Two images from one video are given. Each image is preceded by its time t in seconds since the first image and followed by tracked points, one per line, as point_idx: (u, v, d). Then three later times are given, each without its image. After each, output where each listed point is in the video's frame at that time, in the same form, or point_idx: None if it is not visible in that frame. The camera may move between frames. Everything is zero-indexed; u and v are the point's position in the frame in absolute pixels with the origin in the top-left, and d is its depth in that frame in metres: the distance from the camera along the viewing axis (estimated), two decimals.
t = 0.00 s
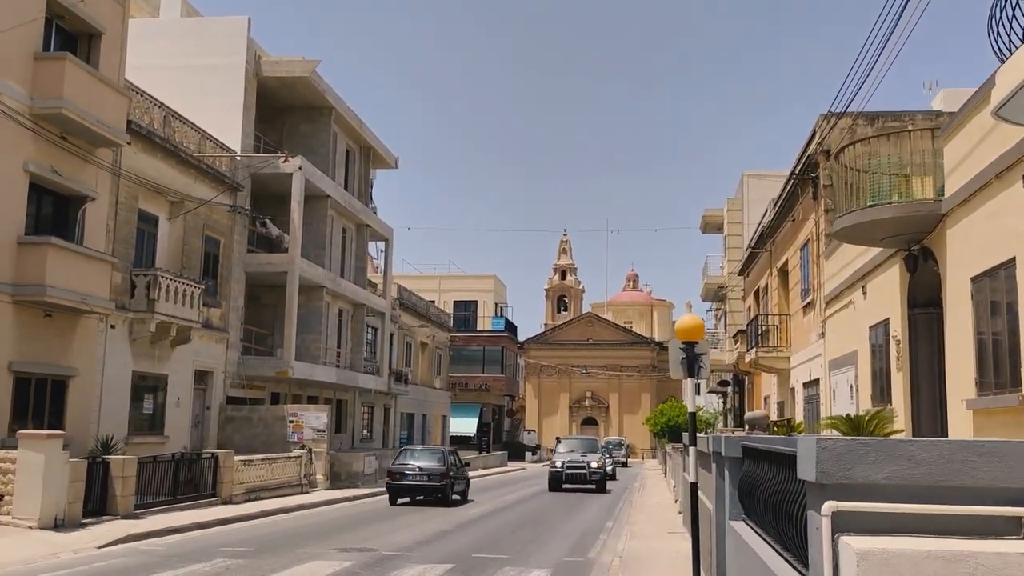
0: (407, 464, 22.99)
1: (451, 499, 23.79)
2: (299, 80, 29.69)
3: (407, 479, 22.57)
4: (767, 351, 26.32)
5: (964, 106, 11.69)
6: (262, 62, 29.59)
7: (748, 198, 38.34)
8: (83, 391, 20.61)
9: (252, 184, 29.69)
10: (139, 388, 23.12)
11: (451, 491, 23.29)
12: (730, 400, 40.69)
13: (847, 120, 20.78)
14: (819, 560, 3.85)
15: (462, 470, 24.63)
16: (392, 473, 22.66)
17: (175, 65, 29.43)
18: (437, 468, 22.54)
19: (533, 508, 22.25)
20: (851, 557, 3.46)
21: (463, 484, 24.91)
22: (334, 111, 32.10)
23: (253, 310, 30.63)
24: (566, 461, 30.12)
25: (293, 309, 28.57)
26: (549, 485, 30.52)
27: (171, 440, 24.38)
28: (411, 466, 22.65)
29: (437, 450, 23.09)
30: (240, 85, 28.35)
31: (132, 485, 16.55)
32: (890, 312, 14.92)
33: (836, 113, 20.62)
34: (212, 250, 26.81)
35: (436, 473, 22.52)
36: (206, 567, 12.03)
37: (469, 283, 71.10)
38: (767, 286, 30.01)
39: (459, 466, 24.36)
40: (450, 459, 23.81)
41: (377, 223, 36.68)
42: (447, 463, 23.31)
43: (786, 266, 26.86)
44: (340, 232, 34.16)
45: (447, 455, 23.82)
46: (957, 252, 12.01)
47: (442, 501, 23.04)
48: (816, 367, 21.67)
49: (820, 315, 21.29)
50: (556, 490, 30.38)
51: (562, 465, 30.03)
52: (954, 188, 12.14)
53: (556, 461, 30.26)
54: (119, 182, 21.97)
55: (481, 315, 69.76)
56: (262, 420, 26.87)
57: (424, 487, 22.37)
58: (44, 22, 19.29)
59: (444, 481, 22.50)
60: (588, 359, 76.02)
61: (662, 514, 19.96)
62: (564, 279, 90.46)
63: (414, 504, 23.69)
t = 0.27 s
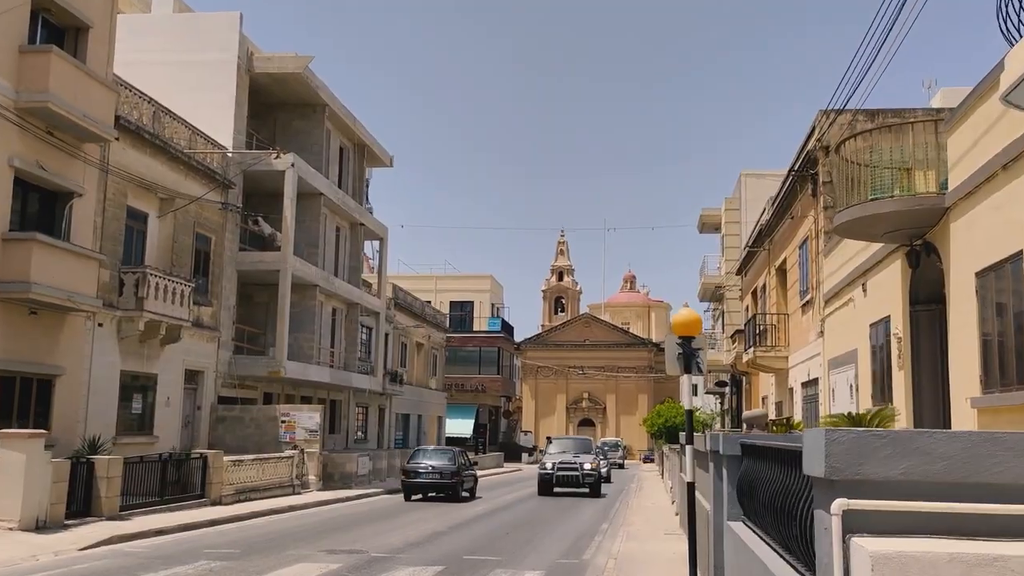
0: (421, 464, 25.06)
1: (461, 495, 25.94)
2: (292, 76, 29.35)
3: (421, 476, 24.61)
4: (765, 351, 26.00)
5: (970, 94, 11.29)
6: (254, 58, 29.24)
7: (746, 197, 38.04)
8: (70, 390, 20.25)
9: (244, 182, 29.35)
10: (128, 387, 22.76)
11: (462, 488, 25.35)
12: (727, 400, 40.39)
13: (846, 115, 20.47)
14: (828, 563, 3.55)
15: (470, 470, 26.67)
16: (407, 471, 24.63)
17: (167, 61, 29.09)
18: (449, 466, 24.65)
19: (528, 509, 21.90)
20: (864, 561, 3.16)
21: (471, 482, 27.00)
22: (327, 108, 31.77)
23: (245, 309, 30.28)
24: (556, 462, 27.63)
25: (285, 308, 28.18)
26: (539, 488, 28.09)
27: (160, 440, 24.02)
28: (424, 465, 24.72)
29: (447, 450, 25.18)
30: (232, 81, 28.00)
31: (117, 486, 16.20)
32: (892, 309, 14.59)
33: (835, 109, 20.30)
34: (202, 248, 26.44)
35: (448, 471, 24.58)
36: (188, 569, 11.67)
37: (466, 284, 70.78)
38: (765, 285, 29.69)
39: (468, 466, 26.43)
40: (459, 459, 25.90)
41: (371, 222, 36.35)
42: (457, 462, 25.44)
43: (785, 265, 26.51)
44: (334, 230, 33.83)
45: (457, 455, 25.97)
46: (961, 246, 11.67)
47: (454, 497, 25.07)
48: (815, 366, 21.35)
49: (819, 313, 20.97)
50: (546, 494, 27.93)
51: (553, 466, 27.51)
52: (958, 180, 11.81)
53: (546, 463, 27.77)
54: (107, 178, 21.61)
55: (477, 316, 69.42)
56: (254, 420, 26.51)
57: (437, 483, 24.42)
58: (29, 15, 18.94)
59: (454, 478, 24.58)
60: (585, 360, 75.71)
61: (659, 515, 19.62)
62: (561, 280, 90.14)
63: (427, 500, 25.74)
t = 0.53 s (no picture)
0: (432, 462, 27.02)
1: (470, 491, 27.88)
2: (284, 71, 29.00)
3: (433, 474, 26.56)
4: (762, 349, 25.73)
5: (974, 83, 10.94)
6: (246, 52, 28.87)
7: (743, 194, 37.73)
8: (56, 389, 19.90)
9: (235, 178, 29.01)
10: (116, 386, 22.39)
11: (470, 485, 27.26)
12: (724, 399, 40.09)
13: (844, 110, 20.19)
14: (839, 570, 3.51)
15: (477, 468, 28.54)
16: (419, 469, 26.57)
17: (157, 55, 28.72)
18: (458, 464, 26.59)
19: (522, 509, 21.57)
20: None
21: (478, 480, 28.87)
22: (320, 103, 31.42)
23: (237, 307, 29.94)
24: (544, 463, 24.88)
25: (277, 306, 27.80)
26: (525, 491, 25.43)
27: (149, 440, 23.66)
28: (436, 464, 26.69)
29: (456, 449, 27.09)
30: (223, 75, 27.63)
31: (102, 487, 15.87)
32: (891, 307, 14.36)
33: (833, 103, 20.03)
34: (193, 244, 26.11)
35: (457, 469, 26.53)
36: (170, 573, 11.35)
37: (461, 282, 70.40)
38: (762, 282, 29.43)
39: (475, 464, 28.34)
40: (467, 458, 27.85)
41: (365, 219, 36.01)
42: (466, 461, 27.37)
43: (782, 262, 26.23)
44: (327, 227, 33.49)
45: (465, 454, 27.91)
46: (964, 243, 11.43)
47: (463, 493, 27.03)
48: (813, 365, 21.08)
49: (817, 311, 20.73)
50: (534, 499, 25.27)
51: (541, 468, 24.75)
52: (960, 174, 11.54)
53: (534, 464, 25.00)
54: (94, 173, 21.25)
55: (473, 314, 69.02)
56: (245, 419, 26.16)
57: (448, 480, 26.37)
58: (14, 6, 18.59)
59: (463, 475, 26.52)
60: (582, 359, 75.39)
61: (654, 516, 19.32)
62: (558, 279, 89.75)
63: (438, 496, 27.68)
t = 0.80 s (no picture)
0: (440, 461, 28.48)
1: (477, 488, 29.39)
2: (276, 67, 28.67)
3: (441, 471, 28.04)
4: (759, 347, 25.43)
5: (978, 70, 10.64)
6: (237, 47, 28.53)
7: (739, 192, 37.46)
8: (41, 387, 19.55)
9: (226, 174, 28.69)
10: (102, 384, 22.04)
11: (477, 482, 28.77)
12: (721, 399, 39.80)
13: (843, 104, 19.91)
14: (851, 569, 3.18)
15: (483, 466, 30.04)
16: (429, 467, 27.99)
17: (147, 50, 28.38)
18: (465, 463, 28.06)
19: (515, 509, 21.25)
20: None
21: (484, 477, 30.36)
22: (312, 99, 31.09)
23: (227, 305, 29.58)
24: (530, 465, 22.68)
25: (268, 302, 27.38)
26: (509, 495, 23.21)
27: (137, 439, 23.29)
28: (444, 462, 28.11)
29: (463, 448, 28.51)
30: (214, 70, 27.30)
31: (84, 486, 15.52)
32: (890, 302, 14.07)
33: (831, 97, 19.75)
34: (182, 241, 25.76)
35: (464, 466, 27.99)
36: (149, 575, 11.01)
37: (457, 282, 70.08)
38: (759, 280, 29.15)
39: (481, 463, 29.83)
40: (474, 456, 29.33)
41: (358, 216, 35.68)
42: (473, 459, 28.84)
43: (779, 260, 25.95)
44: (320, 225, 33.15)
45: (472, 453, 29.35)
46: (966, 235, 11.15)
47: (469, 490, 28.55)
48: (811, 363, 20.78)
49: (814, 309, 20.44)
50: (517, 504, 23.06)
51: (527, 470, 22.53)
52: (963, 165, 11.25)
53: (518, 466, 22.79)
54: (80, 167, 20.90)
55: (469, 314, 68.68)
56: (235, 418, 25.81)
57: (456, 477, 27.86)
58: None
59: (471, 473, 27.97)
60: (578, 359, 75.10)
61: (649, 517, 19.01)
62: (554, 279, 89.44)
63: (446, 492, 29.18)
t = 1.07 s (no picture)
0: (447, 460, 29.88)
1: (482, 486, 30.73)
2: (267, 62, 28.34)
3: (448, 469, 29.45)
4: (755, 346, 25.14)
5: (982, 60, 10.34)
6: (227, 42, 28.18)
7: (735, 190, 37.19)
8: (25, 386, 19.19)
9: (216, 171, 28.33)
10: (89, 383, 21.68)
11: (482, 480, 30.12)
12: (716, 399, 39.55)
13: (840, 100, 19.62)
14: None
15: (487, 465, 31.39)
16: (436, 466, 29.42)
17: (136, 45, 28.01)
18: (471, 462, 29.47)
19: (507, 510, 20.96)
20: None
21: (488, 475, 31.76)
22: (303, 96, 30.76)
23: (217, 303, 29.20)
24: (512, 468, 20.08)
25: (258, 301, 26.99)
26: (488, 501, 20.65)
27: (124, 439, 22.92)
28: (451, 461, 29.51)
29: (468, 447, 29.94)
30: (204, 66, 26.95)
31: (66, 488, 15.17)
32: (890, 301, 13.77)
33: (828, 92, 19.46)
34: (171, 238, 25.39)
35: (469, 465, 29.35)
36: None
37: (452, 280, 69.75)
38: (755, 279, 28.91)
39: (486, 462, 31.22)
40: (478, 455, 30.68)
41: (351, 214, 35.35)
42: (478, 459, 30.23)
43: (776, 258, 25.65)
44: (312, 223, 32.83)
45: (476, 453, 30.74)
46: (968, 231, 10.86)
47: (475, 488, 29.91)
48: (808, 362, 20.50)
49: (811, 307, 20.17)
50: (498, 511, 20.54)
51: (508, 474, 19.95)
52: (967, 157, 10.93)
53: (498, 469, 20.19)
54: (65, 162, 20.53)
55: (463, 313, 68.35)
56: (224, 418, 25.46)
57: (463, 476, 29.28)
58: None
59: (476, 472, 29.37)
60: (573, 358, 74.84)
61: (643, 519, 18.71)
62: (549, 278, 89.16)
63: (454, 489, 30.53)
